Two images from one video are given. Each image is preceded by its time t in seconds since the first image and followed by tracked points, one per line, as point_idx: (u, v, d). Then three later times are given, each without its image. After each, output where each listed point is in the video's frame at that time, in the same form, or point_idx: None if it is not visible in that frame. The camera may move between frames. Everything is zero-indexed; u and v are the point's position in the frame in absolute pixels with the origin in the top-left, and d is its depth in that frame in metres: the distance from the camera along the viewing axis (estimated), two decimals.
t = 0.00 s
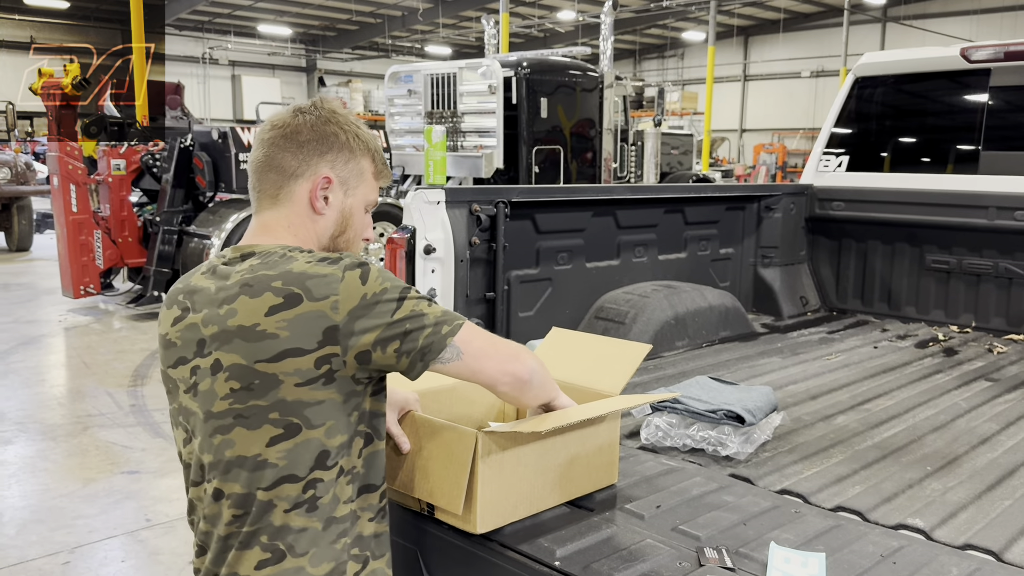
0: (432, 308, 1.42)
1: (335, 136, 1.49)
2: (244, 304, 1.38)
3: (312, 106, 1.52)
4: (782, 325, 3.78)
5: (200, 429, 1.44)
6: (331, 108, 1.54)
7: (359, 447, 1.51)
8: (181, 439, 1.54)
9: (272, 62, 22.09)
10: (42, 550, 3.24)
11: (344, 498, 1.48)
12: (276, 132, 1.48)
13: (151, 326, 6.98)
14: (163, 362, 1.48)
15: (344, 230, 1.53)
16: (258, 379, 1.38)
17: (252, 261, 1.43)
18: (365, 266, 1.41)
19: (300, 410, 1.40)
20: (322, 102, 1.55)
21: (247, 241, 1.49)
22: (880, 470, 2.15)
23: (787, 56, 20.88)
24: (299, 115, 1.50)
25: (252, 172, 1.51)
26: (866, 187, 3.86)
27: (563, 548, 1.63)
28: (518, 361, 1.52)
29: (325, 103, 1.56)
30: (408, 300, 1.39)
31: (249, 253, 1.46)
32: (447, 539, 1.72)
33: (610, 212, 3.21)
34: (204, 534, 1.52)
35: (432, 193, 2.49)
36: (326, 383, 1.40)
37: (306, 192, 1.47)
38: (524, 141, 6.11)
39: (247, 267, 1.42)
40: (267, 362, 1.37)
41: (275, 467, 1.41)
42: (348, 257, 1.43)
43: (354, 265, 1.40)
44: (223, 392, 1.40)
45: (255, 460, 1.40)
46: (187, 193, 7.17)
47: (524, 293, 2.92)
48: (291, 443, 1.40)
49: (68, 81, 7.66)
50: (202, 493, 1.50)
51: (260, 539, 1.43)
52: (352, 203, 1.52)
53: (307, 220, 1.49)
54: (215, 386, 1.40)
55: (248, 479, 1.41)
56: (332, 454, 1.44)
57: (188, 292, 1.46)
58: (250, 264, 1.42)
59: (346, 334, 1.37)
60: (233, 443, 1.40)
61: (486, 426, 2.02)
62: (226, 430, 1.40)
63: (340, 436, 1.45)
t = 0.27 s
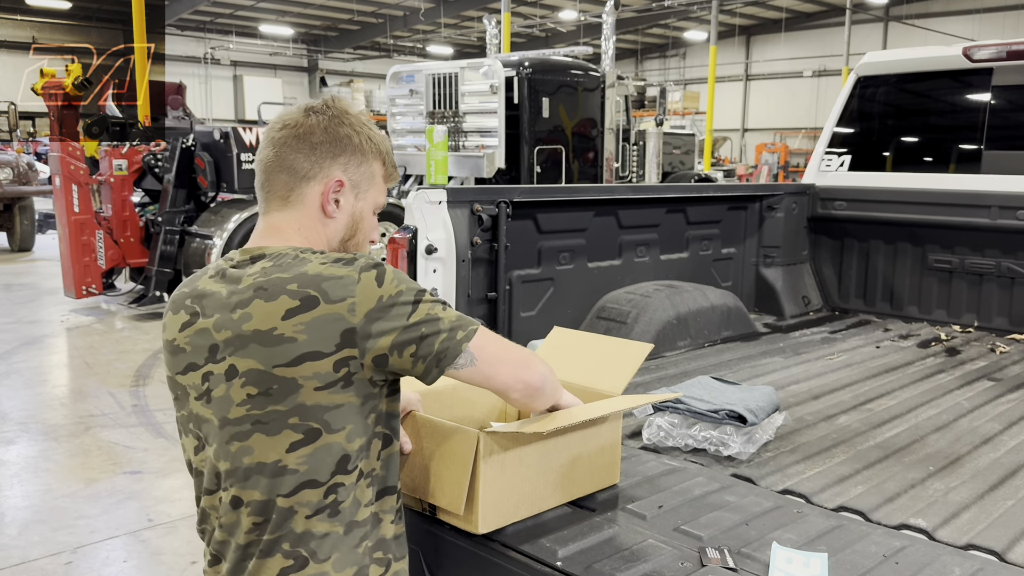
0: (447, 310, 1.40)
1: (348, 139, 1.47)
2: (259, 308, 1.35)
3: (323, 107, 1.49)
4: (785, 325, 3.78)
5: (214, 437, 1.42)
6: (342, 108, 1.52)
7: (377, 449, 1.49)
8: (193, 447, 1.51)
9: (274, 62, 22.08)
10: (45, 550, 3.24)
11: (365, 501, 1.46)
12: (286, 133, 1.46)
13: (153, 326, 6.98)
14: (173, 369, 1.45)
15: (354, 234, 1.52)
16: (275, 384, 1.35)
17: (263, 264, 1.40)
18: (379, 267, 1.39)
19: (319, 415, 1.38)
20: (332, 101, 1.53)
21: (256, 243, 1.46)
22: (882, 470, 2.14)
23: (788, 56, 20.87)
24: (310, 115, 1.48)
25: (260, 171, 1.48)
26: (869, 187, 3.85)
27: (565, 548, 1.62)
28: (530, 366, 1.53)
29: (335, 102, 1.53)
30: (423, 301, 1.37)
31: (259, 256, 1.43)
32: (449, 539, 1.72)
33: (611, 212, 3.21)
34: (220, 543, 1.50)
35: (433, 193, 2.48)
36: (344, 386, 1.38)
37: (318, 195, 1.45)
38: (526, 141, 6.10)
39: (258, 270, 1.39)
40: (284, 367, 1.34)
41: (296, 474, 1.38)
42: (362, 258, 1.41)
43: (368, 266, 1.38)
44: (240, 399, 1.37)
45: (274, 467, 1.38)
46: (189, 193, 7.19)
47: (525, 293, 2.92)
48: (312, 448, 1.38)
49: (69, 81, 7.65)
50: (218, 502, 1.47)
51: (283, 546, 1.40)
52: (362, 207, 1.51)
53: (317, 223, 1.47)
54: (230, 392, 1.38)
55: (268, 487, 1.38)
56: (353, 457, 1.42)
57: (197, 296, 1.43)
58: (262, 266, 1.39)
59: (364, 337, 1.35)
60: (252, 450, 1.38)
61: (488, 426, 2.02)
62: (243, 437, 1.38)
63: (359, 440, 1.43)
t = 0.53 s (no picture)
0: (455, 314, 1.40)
1: (348, 136, 1.46)
2: (266, 314, 1.35)
3: (323, 103, 1.49)
4: (785, 325, 3.77)
5: (221, 443, 1.41)
6: (342, 104, 1.51)
7: (384, 451, 1.49)
8: (199, 450, 1.50)
9: (275, 62, 22.07)
10: (46, 550, 3.24)
11: (372, 504, 1.47)
12: (286, 131, 1.45)
13: (154, 326, 6.98)
14: (179, 373, 1.45)
15: (356, 233, 1.51)
16: (282, 390, 1.35)
17: (268, 268, 1.40)
18: (385, 270, 1.38)
19: (328, 420, 1.37)
20: (332, 97, 1.52)
21: (258, 244, 1.46)
22: (883, 470, 2.14)
23: (789, 55, 20.85)
24: (309, 112, 1.47)
25: (261, 171, 1.47)
26: (869, 187, 3.84)
27: (566, 548, 1.62)
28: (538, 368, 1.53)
29: (336, 97, 1.52)
30: (430, 305, 1.37)
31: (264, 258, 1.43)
32: (450, 538, 1.72)
33: (612, 211, 3.21)
34: (226, 548, 1.49)
35: (434, 193, 2.48)
36: (352, 392, 1.38)
37: (319, 195, 1.45)
38: (526, 141, 6.10)
39: (264, 273, 1.39)
40: (292, 373, 1.34)
41: (305, 479, 1.38)
42: (369, 261, 1.41)
43: (375, 270, 1.38)
44: (246, 404, 1.36)
45: (282, 472, 1.38)
46: (190, 193, 7.17)
47: (526, 292, 2.91)
48: (320, 453, 1.38)
49: (70, 82, 7.65)
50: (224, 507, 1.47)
51: (290, 550, 1.40)
52: (364, 205, 1.50)
53: (320, 223, 1.46)
54: (237, 397, 1.37)
55: (276, 492, 1.38)
56: (360, 462, 1.42)
57: (202, 300, 1.42)
58: (268, 270, 1.39)
59: (371, 343, 1.35)
60: (259, 455, 1.38)
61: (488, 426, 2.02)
62: (250, 442, 1.37)
63: (367, 444, 1.43)
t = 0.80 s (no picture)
0: (462, 332, 1.28)
1: (360, 134, 1.37)
2: (275, 321, 1.30)
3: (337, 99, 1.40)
4: (785, 325, 3.77)
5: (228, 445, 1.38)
6: (360, 98, 1.41)
7: (393, 461, 1.43)
8: (208, 449, 1.48)
9: (275, 62, 22.07)
10: (45, 550, 3.24)
11: (378, 514, 1.41)
12: (297, 129, 1.38)
13: (154, 327, 6.98)
14: (190, 371, 1.42)
15: (372, 237, 1.43)
16: (287, 399, 1.31)
17: (278, 273, 1.35)
18: (393, 281, 1.30)
19: (331, 432, 1.32)
20: (351, 91, 1.42)
21: (270, 245, 1.40)
22: (883, 469, 2.14)
23: (789, 55, 20.86)
24: (322, 109, 1.39)
25: (275, 171, 1.41)
26: (869, 187, 3.84)
27: (565, 548, 1.62)
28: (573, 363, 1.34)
29: (355, 91, 1.43)
30: (437, 320, 1.27)
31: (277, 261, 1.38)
32: (451, 539, 1.71)
33: (612, 211, 3.20)
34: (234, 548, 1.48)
35: (433, 193, 2.48)
36: (357, 405, 1.32)
37: (329, 196, 1.37)
38: (526, 141, 6.10)
39: (274, 279, 1.33)
40: (297, 384, 1.29)
41: (307, 488, 1.34)
42: (379, 268, 1.32)
43: (382, 280, 1.30)
44: (252, 410, 1.33)
45: (285, 481, 1.34)
46: (190, 193, 7.18)
47: (525, 293, 2.91)
48: (323, 464, 1.33)
49: (69, 82, 7.64)
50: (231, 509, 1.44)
51: (292, 559, 1.36)
52: (379, 207, 1.41)
53: (330, 226, 1.39)
54: (243, 402, 1.34)
55: (280, 501, 1.35)
56: (366, 472, 1.37)
57: (212, 299, 1.38)
58: (278, 276, 1.34)
59: (374, 358, 1.28)
60: (263, 462, 1.34)
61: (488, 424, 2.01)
62: (255, 448, 1.34)
63: (372, 455, 1.37)
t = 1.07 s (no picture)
0: (492, 388, 1.24)
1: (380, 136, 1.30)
2: (304, 342, 1.24)
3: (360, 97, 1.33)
4: (785, 324, 3.77)
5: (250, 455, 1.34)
6: (388, 97, 1.34)
7: (417, 484, 1.38)
8: (225, 456, 1.46)
9: (274, 62, 22.07)
10: (45, 551, 3.24)
11: (402, 533, 1.36)
12: (320, 129, 1.34)
13: (153, 327, 6.98)
14: (211, 374, 1.37)
15: (396, 244, 1.35)
16: (312, 422, 1.25)
17: (308, 288, 1.28)
18: (430, 320, 1.24)
19: (355, 457, 1.27)
20: (380, 89, 1.35)
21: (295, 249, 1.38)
22: (882, 469, 2.14)
23: (788, 55, 20.87)
24: (347, 108, 1.33)
25: (302, 175, 1.38)
26: (867, 186, 3.84)
27: (564, 548, 1.62)
28: (667, 441, 1.36)
29: (385, 90, 1.36)
30: (469, 371, 1.23)
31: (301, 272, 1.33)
32: (449, 541, 1.71)
33: (611, 211, 3.20)
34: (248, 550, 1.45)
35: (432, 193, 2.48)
36: (383, 433, 1.27)
37: (346, 201, 1.32)
38: (525, 141, 6.09)
39: (305, 295, 1.27)
40: (322, 409, 1.24)
41: (327, 509, 1.29)
42: (415, 300, 1.26)
43: (418, 317, 1.23)
44: (275, 428, 1.28)
45: (305, 500, 1.29)
46: (189, 193, 7.19)
47: (524, 292, 2.91)
48: (344, 487, 1.28)
49: (68, 82, 7.63)
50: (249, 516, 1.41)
51: None
52: (402, 212, 1.33)
53: (348, 232, 1.33)
54: (266, 419, 1.29)
55: (300, 519, 1.30)
56: (388, 495, 1.32)
57: (238, 306, 1.33)
58: (309, 293, 1.27)
59: (403, 395, 1.23)
60: (284, 479, 1.29)
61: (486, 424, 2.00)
62: (276, 465, 1.29)
63: (396, 479, 1.32)
